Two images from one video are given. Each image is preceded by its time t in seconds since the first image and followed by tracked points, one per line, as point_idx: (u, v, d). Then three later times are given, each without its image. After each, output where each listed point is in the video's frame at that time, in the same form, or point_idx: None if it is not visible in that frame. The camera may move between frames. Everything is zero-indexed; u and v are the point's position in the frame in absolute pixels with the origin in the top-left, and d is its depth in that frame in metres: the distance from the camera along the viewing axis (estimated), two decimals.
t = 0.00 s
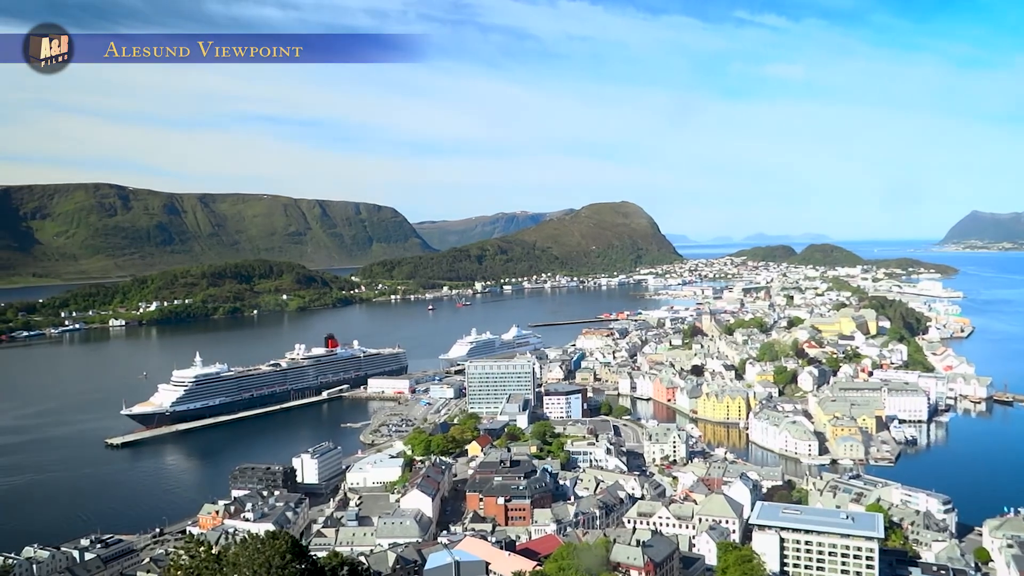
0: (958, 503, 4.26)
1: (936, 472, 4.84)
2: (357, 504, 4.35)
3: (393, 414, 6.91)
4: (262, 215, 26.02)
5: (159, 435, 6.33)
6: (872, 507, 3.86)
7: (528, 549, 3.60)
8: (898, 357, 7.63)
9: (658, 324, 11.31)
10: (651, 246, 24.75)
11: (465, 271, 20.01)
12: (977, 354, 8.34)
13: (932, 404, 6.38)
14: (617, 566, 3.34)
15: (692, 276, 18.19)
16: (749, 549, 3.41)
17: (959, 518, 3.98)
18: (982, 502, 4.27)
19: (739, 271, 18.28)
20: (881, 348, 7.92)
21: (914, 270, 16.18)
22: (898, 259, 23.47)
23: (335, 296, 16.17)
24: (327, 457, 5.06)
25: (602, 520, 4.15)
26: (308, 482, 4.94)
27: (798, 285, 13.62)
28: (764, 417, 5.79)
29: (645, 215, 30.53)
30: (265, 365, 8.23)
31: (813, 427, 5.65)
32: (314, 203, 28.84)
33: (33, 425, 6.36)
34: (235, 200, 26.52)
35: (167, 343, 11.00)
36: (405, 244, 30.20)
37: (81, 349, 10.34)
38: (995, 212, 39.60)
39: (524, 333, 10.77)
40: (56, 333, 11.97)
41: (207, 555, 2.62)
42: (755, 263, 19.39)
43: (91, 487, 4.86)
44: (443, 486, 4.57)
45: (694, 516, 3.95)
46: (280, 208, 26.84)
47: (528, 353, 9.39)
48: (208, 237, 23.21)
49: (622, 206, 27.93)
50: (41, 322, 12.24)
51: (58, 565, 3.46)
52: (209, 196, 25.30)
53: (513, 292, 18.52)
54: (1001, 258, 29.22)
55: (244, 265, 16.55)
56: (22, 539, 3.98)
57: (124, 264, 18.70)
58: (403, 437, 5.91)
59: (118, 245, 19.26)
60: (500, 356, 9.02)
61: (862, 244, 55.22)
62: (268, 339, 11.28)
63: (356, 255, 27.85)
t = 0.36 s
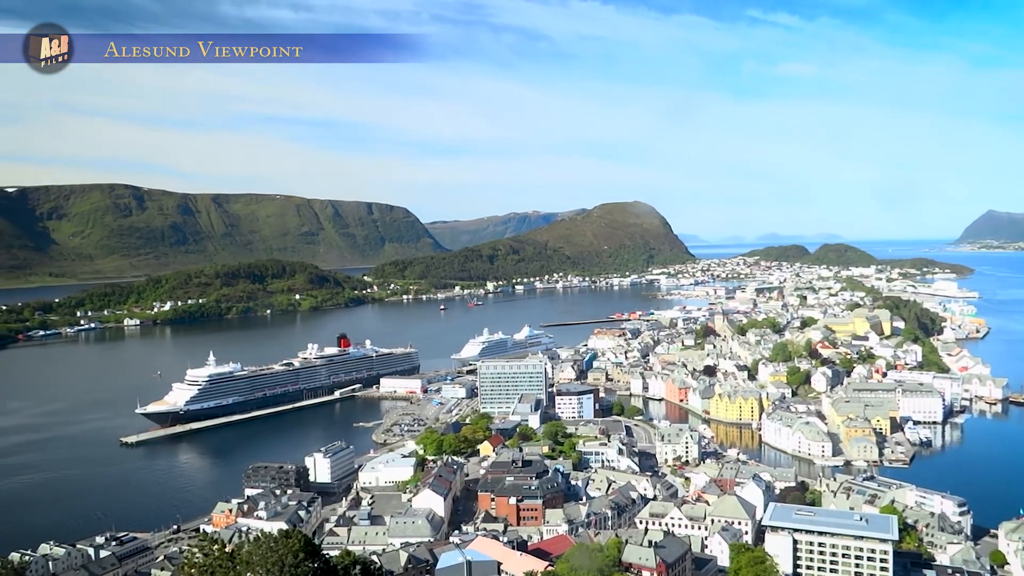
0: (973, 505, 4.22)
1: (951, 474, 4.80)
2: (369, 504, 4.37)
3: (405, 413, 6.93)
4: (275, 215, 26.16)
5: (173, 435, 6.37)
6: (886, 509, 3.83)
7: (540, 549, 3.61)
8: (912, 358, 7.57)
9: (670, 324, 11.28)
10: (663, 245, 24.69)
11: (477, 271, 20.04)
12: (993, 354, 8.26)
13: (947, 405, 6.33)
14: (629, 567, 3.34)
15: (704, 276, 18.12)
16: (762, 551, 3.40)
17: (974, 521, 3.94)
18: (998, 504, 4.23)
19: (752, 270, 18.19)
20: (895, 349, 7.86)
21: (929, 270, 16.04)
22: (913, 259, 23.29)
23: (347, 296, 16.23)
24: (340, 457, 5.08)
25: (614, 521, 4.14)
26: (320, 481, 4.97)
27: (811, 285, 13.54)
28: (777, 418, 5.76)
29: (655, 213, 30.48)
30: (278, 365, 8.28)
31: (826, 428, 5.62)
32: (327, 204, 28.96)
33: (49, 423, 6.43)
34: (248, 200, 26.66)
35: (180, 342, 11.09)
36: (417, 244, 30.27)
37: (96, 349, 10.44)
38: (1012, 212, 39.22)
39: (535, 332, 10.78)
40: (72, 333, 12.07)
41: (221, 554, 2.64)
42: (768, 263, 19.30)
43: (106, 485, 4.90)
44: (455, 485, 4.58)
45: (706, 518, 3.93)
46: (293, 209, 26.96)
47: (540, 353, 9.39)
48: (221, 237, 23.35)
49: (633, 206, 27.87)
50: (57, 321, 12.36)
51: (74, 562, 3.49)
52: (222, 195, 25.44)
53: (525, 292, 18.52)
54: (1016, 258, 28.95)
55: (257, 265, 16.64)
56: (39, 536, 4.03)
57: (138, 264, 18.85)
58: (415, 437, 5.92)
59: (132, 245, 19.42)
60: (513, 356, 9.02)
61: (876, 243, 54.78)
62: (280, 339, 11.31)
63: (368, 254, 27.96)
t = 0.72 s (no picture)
0: (987, 508, 4.18)
1: (965, 476, 4.76)
2: (380, 503, 4.39)
3: (416, 413, 6.96)
4: (287, 215, 26.30)
5: (187, 434, 6.42)
6: (899, 511, 3.81)
7: (551, 549, 3.61)
8: (926, 359, 7.52)
9: (681, 325, 11.26)
10: (675, 245, 24.63)
11: (488, 271, 20.07)
12: (1009, 355, 8.19)
13: (962, 406, 6.28)
14: (640, 567, 3.34)
15: (716, 277, 18.06)
16: (774, 552, 3.39)
17: (989, 523, 3.91)
18: (1012, 507, 4.19)
19: (764, 271, 18.12)
20: (909, 349, 7.81)
21: (943, 271, 15.92)
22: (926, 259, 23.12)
23: (359, 297, 16.31)
24: (352, 457, 5.11)
25: (626, 521, 4.14)
26: (332, 480, 4.99)
27: (824, 285, 13.49)
28: (790, 419, 5.73)
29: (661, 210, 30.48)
30: (290, 364, 8.32)
31: (839, 429, 5.59)
32: (339, 204, 29.07)
33: (65, 422, 6.50)
34: (261, 200, 26.81)
35: (193, 342, 11.19)
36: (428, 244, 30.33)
37: (110, 348, 10.55)
38: None
39: (546, 333, 10.78)
40: (86, 333, 12.17)
41: (234, 553, 2.66)
42: (780, 263, 19.22)
43: (120, 484, 4.95)
44: (466, 485, 4.59)
45: (718, 519, 3.92)
46: (305, 209, 27.09)
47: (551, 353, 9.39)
48: (234, 238, 23.50)
49: (645, 206, 27.83)
50: (72, 321, 12.49)
51: (88, 561, 3.53)
52: (235, 196, 25.62)
53: (536, 292, 18.53)
54: None
55: (270, 266, 16.74)
56: (55, 534, 4.08)
57: (152, 264, 19.00)
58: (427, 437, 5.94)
59: (146, 245, 19.61)
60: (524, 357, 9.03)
61: (891, 243, 54.37)
62: (293, 339, 11.36)
63: (380, 255, 28.03)
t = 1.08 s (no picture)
0: (1004, 510, 4.14)
1: (980, 477, 4.72)
2: (393, 502, 4.41)
3: (429, 412, 6.98)
4: (301, 215, 26.42)
5: (202, 433, 6.48)
6: (914, 512, 3.78)
7: (564, 549, 3.62)
8: (942, 359, 7.46)
9: (695, 325, 11.21)
10: (688, 245, 24.53)
11: (501, 271, 20.05)
12: None
13: (978, 407, 6.22)
14: (653, 568, 3.34)
15: (729, 276, 17.96)
16: (788, 553, 3.37)
17: (1005, 526, 3.87)
18: None
19: (778, 270, 18.01)
20: (925, 350, 7.74)
21: (959, 270, 15.76)
22: (943, 258, 22.90)
23: (372, 296, 16.36)
24: (365, 456, 5.14)
25: (638, 521, 4.14)
26: (346, 479, 5.03)
27: (838, 285, 13.39)
28: (804, 420, 5.70)
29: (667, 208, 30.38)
30: (304, 363, 8.37)
31: (854, 430, 5.55)
32: (352, 204, 29.17)
33: (82, 420, 6.58)
34: (275, 200, 26.96)
35: (208, 340, 11.27)
36: (441, 244, 30.38)
37: (126, 347, 10.66)
38: None
39: (559, 332, 10.77)
40: (102, 331, 12.27)
41: (248, 551, 2.68)
42: (795, 263, 19.09)
43: (136, 482, 5.01)
44: (479, 485, 4.61)
45: (732, 519, 3.90)
46: (318, 209, 27.23)
47: (564, 352, 9.38)
48: (248, 237, 23.65)
49: (657, 206, 27.71)
50: (88, 320, 12.61)
51: (104, 557, 3.56)
52: (249, 196, 25.78)
53: (549, 292, 18.51)
54: None
55: (284, 265, 16.84)
56: (72, 531, 4.13)
57: (167, 263, 19.16)
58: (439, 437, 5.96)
59: (162, 245, 19.78)
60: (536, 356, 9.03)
61: (907, 243, 53.82)
62: (306, 339, 11.39)
63: (393, 254, 28.08)
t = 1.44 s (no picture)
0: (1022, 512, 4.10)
1: (997, 479, 4.68)
2: (407, 501, 4.44)
3: (442, 411, 7.00)
4: (315, 215, 26.54)
5: (217, 431, 6.54)
6: (930, 514, 3.76)
7: (577, 550, 3.62)
8: (959, 360, 7.39)
9: (709, 325, 11.16)
10: (702, 244, 24.41)
11: (515, 270, 20.03)
12: None
13: (996, 409, 6.15)
14: (667, 568, 3.34)
15: (744, 276, 17.86)
16: (802, 555, 3.36)
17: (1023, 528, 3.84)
18: None
19: (793, 270, 17.89)
20: (942, 351, 7.68)
21: (977, 270, 15.59)
22: (960, 258, 22.66)
23: (386, 295, 16.42)
24: (378, 454, 5.16)
25: (652, 521, 4.13)
26: (360, 478, 5.06)
27: (854, 285, 13.27)
28: (819, 420, 5.67)
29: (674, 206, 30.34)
30: (318, 362, 8.42)
31: (869, 431, 5.51)
32: (366, 204, 29.25)
33: (99, 418, 6.66)
34: (289, 200, 27.11)
35: (223, 339, 11.35)
36: (455, 244, 30.39)
37: (142, 345, 10.75)
38: None
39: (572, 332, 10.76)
40: (118, 330, 12.37)
41: (263, 548, 2.70)
42: (810, 263, 18.95)
43: (152, 479, 5.06)
44: (492, 483, 4.62)
45: (746, 520, 3.88)
46: (332, 208, 27.35)
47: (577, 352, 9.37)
48: (263, 236, 23.79)
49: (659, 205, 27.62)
50: (105, 318, 12.72)
51: (120, 554, 3.60)
52: (264, 196, 25.94)
53: (563, 291, 18.48)
54: None
55: (298, 265, 16.92)
56: (90, 527, 4.19)
57: (183, 262, 19.31)
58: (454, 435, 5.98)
59: (177, 244, 19.94)
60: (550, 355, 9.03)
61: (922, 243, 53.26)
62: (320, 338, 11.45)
63: (407, 254, 28.11)
